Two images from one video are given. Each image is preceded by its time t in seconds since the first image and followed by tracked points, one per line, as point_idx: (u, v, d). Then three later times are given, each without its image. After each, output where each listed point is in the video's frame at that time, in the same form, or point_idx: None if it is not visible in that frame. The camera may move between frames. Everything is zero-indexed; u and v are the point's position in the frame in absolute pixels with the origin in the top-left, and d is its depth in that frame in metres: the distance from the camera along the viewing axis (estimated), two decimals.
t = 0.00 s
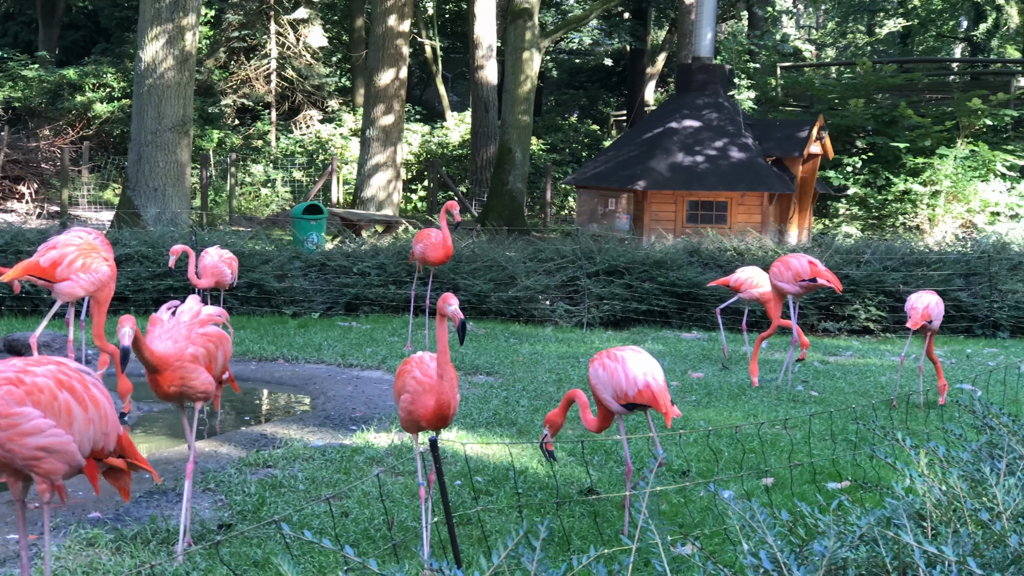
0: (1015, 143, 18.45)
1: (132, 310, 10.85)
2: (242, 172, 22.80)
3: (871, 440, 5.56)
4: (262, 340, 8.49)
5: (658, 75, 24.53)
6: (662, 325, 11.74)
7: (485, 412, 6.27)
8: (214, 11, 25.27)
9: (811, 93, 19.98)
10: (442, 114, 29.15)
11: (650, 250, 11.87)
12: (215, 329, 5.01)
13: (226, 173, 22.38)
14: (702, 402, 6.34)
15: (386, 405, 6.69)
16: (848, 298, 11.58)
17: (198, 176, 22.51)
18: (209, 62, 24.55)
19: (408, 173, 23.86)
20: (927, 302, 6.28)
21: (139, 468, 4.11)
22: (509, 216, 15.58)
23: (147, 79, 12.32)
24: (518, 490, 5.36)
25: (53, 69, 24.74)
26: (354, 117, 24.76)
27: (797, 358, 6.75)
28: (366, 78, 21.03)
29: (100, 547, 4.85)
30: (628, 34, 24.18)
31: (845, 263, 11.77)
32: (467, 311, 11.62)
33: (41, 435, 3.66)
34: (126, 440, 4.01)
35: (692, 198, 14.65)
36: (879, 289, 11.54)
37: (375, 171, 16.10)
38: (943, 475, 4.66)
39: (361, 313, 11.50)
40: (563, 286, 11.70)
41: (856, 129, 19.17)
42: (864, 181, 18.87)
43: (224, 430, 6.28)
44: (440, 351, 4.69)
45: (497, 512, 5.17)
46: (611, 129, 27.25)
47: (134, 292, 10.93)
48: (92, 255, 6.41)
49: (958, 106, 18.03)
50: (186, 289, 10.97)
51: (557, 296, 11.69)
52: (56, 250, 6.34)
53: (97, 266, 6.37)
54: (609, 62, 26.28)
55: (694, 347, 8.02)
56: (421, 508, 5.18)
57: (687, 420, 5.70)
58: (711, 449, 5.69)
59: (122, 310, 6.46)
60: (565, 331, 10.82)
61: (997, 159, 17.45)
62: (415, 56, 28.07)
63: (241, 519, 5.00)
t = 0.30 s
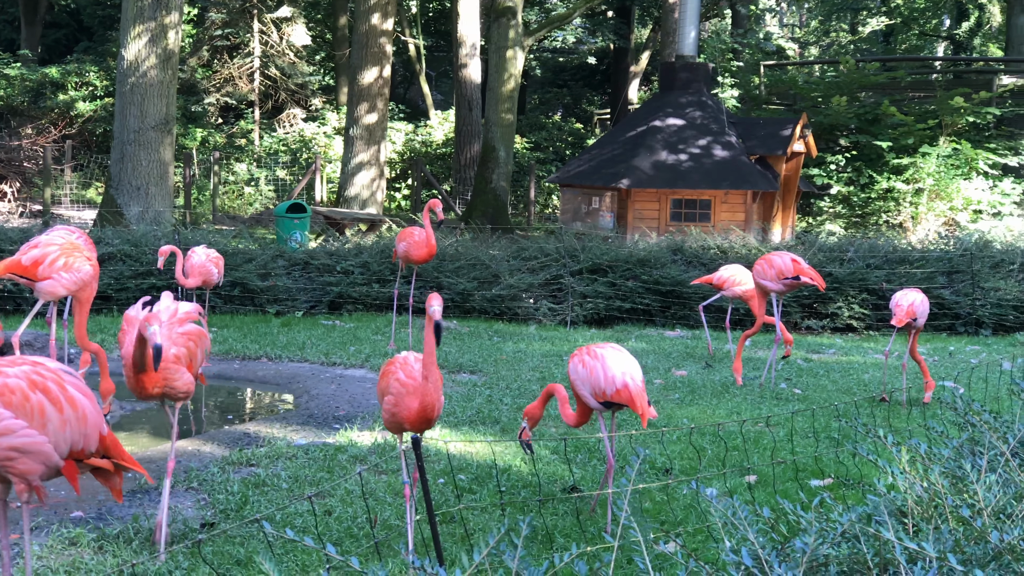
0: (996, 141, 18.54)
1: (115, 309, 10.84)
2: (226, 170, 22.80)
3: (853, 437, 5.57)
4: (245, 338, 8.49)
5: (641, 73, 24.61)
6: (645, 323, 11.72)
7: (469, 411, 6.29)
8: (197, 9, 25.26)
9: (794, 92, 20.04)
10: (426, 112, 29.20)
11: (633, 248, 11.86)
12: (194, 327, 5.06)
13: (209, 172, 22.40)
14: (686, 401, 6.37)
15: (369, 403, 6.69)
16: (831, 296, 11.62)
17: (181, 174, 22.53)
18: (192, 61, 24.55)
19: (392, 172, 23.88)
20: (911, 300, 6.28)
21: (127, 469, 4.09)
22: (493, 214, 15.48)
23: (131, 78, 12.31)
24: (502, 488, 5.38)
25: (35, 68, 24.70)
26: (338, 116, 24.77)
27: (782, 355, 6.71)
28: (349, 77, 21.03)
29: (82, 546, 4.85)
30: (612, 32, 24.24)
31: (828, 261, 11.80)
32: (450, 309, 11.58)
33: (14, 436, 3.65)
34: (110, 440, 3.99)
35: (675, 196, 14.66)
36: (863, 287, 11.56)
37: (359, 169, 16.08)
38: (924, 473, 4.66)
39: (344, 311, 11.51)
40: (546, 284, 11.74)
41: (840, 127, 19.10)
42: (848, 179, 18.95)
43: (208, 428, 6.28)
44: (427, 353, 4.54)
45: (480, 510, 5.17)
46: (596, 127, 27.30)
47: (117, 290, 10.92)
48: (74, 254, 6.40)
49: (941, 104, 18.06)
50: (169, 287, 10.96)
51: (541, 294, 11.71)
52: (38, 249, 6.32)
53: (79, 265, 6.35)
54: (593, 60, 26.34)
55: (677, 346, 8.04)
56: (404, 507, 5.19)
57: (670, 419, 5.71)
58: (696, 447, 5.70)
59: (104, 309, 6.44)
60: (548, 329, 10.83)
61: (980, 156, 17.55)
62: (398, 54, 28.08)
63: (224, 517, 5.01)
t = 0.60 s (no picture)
0: (984, 137, 18.61)
1: (105, 307, 10.83)
2: (215, 168, 22.82)
3: (843, 432, 5.59)
4: (234, 336, 8.48)
5: (631, 70, 24.61)
6: (636, 319, 11.81)
7: (458, 408, 6.30)
8: (186, 6, 25.20)
9: (784, 88, 20.07)
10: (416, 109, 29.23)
11: (624, 245, 11.93)
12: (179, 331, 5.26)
13: (199, 170, 22.41)
14: (675, 396, 6.38)
15: (359, 400, 6.69)
16: (822, 291, 11.61)
17: (170, 172, 22.51)
18: (181, 59, 24.54)
19: (381, 169, 23.87)
20: (900, 298, 6.30)
21: (117, 464, 4.06)
22: (483, 211, 15.66)
23: (119, 75, 12.27)
24: (492, 484, 5.39)
25: (24, 66, 24.65)
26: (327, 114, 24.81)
27: (772, 351, 6.63)
28: (338, 75, 21.03)
29: (72, 544, 4.84)
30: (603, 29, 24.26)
31: (818, 257, 11.83)
32: (440, 307, 11.59)
33: None
34: (98, 436, 3.96)
35: (665, 193, 14.66)
36: (852, 283, 11.58)
37: (349, 166, 16.08)
38: (913, 467, 4.67)
39: (334, 309, 11.50)
40: (536, 282, 11.64)
41: (829, 122, 19.15)
42: (837, 176, 18.88)
43: (200, 426, 6.26)
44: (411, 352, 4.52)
45: (470, 507, 5.16)
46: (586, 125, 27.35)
47: (106, 289, 10.91)
48: (62, 252, 6.39)
49: (930, 100, 18.02)
50: (158, 285, 10.96)
51: (530, 292, 11.62)
52: (26, 247, 6.31)
53: (68, 263, 6.35)
54: (583, 56, 26.37)
55: (666, 342, 8.06)
56: (394, 504, 5.20)
57: (660, 415, 5.72)
58: (686, 442, 5.71)
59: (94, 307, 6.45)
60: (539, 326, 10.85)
61: (969, 153, 17.64)
62: (388, 51, 28.11)
63: (214, 516, 5.01)
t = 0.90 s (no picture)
0: (982, 132, 18.61)
1: (102, 306, 10.83)
2: (213, 166, 23.06)
3: (841, 428, 5.59)
4: (233, 334, 8.49)
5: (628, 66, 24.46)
6: (634, 316, 11.75)
7: (457, 405, 6.31)
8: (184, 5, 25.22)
9: (781, 85, 20.09)
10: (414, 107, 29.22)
11: (622, 242, 11.92)
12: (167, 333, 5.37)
13: (196, 169, 22.47)
14: (674, 393, 6.38)
15: (357, 399, 6.68)
16: (819, 288, 11.61)
17: (168, 170, 22.56)
18: (178, 57, 24.58)
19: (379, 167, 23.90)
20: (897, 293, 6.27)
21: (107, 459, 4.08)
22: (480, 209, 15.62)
23: (116, 74, 12.29)
24: (490, 481, 5.40)
25: (21, 65, 24.69)
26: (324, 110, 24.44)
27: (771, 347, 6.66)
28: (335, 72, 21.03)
29: (70, 543, 4.84)
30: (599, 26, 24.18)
31: (817, 253, 11.82)
32: (439, 304, 11.60)
33: None
34: (87, 431, 3.97)
35: (663, 189, 14.66)
36: (850, 279, 11.57)
37: (347, 164, 16.10)
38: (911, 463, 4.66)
39: (333, 307, 11.50)
40: (534, 279, 11.69)
41: (827, 119, 18.92)
42: (834, 172, 18.86)
43: (199, 425, 6.23)
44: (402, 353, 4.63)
45: (469, 504, 5.17)
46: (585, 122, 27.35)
47: (105, 288, 10.92)
48: (59, 251, 6.38)
49: (928, 96, 17.97)
50: (156, 284, 10.97)
51: (529, 289, 11.66)
52: (23, 246, 6.32)
53: (64, 261, 6.33)
54: (581, 53, 26.36)
55: (665, 339, 8.06)
56: (393, 502, 5.20)
57: (659, 412, 5.71)
58: (684, 438, 5.71)
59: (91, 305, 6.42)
60: (537, 323, 10.86)
61: (966, 149, 17.73)
62: (386, 49, 28.13)
63: (212, 514, 5.01)
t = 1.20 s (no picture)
0: (988, 121, 18.58)
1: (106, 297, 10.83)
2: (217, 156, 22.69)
3: (847, 416, 5.59)
4: (237, 324, 8.48)
5: (633, 57, 24.34)
6: (639, 306, 11.77)
7: (461, 394, 6.33)
8: None
9: (787, 75, 20.31)
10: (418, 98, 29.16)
11: (626, 232, 11.96)
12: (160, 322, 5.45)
13: (201, 159, 22.48)
14: (679, 381, 6.38)
15: (362, 389, 6.67)
16: (825, 277, 11.63)
17: (172, 161, 22.59)
18: (182, 48, 24.59)
19: (384, 157, 23.92)
20: (903, 282, 6.22)
21: (105, 446, 4.10)
22: (485, 199, 15.58)
23: (120, 65, 12.31)
24: (495, 471, 5.39)
25: (26, 55, 24.71)
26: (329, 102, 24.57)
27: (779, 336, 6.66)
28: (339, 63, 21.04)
29: (76, 532, 4.85)
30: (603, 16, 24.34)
31: (822, 243, 11.82)
32: (443, 295, 11.54)
33: None
34: (85, 419, 3.99)
35: (668, 178, 14.65)
36: (855, 268, 11.59)
37: (351, 155, 16.09)
38: (917, 451, 4.65)
39: (337, 297, 11.50)
40: (539, 268, 11.68)
41: (831, 109, 19.19)
42: (840, 161, 18.85)
43: (203, 414, 6.25)
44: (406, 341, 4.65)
45: (473, 493, 5.18)
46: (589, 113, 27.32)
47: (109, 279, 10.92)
48: (64, 242, 6.39)
49: (933, 86, 18.10)
50: (160, 273, 11.00)
51: (534, 278, 11.66)
52: (27, 236, 6.34)
53: (69, 252, 6.35)
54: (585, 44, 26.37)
55: (669, 328, 8.07)
56: (399, 490, 5.21)
57: (664, 400, 5.71)
58: (689, 427, 5.71)
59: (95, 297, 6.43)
60: (542, 313, 10.86)
61: (972, 137, 17.59)
62: (390, 39, 28.11)
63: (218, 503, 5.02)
